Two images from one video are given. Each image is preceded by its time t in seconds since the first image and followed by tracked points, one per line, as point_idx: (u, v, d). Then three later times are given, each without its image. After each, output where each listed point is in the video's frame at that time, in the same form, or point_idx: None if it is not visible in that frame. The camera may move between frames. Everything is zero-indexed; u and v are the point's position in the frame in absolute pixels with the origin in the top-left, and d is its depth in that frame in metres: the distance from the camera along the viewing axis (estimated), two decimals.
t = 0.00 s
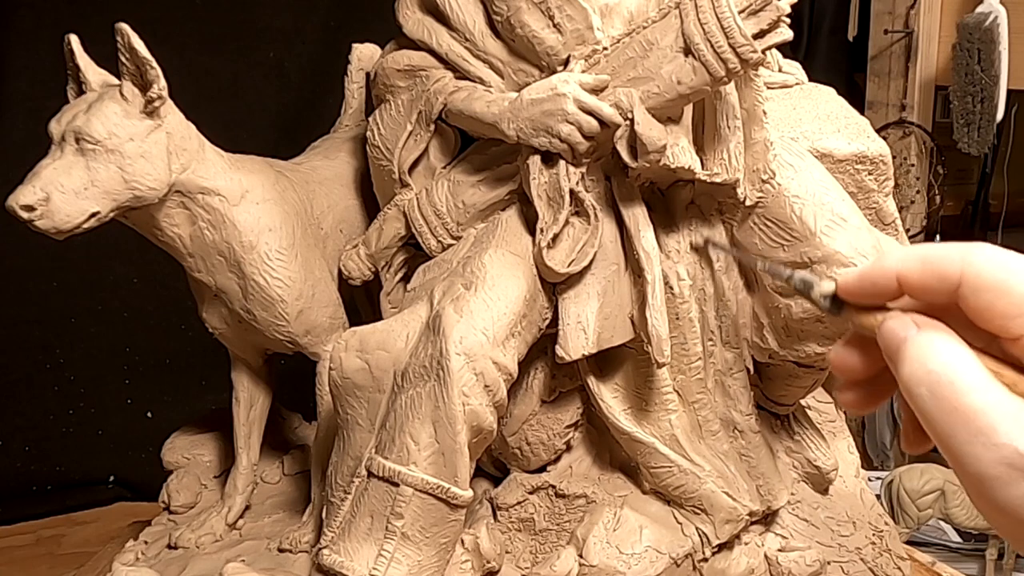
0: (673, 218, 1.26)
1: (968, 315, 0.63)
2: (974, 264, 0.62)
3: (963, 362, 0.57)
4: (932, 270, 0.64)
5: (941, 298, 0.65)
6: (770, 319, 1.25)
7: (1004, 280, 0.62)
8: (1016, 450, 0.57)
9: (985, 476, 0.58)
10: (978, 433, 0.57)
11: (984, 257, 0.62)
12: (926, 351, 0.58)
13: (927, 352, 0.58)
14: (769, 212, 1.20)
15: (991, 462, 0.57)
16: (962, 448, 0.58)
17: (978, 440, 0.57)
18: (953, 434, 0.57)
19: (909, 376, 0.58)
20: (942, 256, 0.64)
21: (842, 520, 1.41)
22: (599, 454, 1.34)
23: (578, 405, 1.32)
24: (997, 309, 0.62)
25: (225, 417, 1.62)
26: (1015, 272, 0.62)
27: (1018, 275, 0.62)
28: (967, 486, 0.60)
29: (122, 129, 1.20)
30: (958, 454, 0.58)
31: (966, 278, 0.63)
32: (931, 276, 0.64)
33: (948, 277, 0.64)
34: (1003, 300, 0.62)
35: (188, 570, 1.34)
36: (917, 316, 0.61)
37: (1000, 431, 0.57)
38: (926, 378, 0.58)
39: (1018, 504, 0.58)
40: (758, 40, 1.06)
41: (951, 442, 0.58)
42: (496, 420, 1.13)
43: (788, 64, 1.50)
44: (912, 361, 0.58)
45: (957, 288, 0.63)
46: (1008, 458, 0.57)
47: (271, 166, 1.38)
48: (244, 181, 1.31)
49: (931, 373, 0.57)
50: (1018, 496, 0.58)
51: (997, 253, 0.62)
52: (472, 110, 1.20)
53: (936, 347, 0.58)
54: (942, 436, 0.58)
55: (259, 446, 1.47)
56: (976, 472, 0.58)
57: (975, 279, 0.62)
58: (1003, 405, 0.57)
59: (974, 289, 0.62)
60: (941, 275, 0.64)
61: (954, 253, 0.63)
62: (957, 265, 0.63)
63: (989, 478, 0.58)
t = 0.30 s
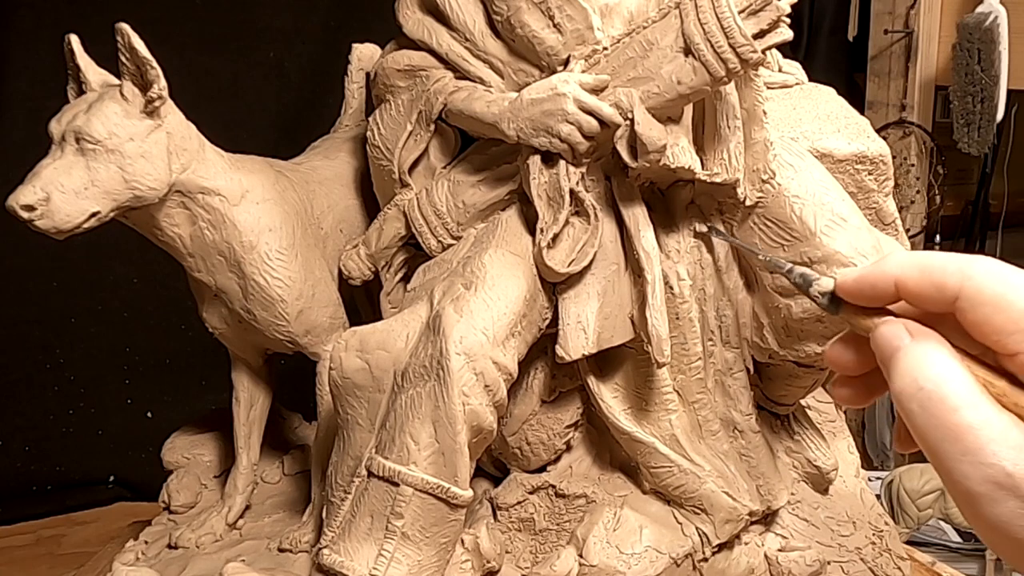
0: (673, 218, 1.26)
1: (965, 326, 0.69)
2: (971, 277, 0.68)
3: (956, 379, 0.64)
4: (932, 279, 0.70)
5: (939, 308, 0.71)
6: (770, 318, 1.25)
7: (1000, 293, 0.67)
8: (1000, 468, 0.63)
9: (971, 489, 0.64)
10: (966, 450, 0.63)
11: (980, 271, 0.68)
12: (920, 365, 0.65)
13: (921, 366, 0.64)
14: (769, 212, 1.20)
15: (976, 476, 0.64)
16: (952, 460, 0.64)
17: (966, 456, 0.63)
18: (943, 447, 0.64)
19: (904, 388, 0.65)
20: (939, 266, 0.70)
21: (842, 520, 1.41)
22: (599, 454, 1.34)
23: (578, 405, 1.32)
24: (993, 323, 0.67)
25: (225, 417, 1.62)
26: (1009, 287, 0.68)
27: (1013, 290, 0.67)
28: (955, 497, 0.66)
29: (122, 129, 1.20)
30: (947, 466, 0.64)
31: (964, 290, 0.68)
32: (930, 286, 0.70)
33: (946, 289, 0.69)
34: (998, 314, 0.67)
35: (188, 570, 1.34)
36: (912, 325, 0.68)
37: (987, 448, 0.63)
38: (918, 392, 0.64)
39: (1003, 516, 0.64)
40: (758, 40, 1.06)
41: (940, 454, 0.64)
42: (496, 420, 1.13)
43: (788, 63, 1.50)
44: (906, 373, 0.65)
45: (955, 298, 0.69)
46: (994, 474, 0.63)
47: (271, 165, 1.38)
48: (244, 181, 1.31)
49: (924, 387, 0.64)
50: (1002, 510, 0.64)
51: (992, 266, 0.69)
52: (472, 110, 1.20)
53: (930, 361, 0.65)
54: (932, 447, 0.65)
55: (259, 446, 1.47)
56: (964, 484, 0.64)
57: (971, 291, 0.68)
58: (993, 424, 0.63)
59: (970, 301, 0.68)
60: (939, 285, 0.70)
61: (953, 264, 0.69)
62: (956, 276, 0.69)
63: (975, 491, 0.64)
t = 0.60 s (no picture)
0: (673, 218, 1.25)
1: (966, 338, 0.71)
2: (972, 288, 0.70)
3: (954, 391, 0.64)
4: (931, 293, 0.71)
5: (937, 320, 0.72)
6: (770, 318, 1.25)
7: (1000, 304, 0.69)
8: (999, 478, 0.63)
9: (972, 498, 0.64)
10: (966, 461, 0.63)
11: (979, 282, 0.70)
12: (918, 377, 0.65)
13: (918, 379, 0.64)
14: (769, 212, 1.20)
15: (975, 486, 0.64)
16: (951, 472, 0.64)
17: (965, 467, 0.63)
18: (943, 458, 0.64)
19: (901, 401, 0.65)
20: (940, 279, 0.71)
21: (842, 520, 1.41)
22: (599, 454, 1.34)
23: (578, 405, 1.32)
24: (994, 334, 0.69)
25: (225, 417, 1.62)
26: (1008, 296, 0.70)
27: (1012, 300, 0.69)
28: (956, 507, 0.66)
29: (122, 129, 1.20)
30: (947, 477, 0.64)
31: (966, 301, 0.70)
32: (930, 298, 0.71)
33: (946, 301, 0.71)
34: (1000, 324, 0.69)
35: (188, 570, 1.34)
36: (912, 339, 0.69)
37: (986, 458, 0.63)
38: (915, 404, 0.64)
39: (1003, 525, 0.64)
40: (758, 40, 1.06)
41: (940, 465, 0.64)
42: (495, 420, 1.13)
43: (788, 63, 1.50)
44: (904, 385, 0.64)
45: (956, 310, 0.70)
46: (994, 483, 0.63)
47: (271, 165, 1.38)
48: (244, 181, 1.31)
49: (922, 400, 0.64)
50: (1002, 519, 0.64)
51: (988, 276, 0.70)
52: (472, 110, 1.20)
53: (927, 373, 0.64)
54: (932, 459, 0.64)
55: (258, 446, 1.47)
56: (964, 495, 0.64)
57: (973, 302, 0.70)
58: (991, 433, 0.63)
59: (972, 312, 0.70)
60: (940, 297, 0.71)
61: (952, 277, 0.71)
62: (956, 289, 0.70)
63: (975, 501, 0.64)
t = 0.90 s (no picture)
0: (673, 218, 1.25)
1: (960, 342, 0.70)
2: (963, 291, 0.69)
3: (944, 394, 0.65)
4: (922, 298, 0.71)
5: (932, 326, 0.72)
6: (770, 318, 1.25)
7: (992, 307, 0.68)
8: (990, 478, 0.63)
9: (965, 501, 0.64)
10: (956, 461, 0.63)
11: (970, 285, 0.69)
12: (907, 381, 0.66)
13: (907, 382, 0.66)
14: (769, 212, 1.20)
15: (967, 487, 0.64)
16: (943, 473, 0.64)
17: (956, 467, 0.63)
18: (935, 460, 0.64)
19: (893, 405, 0.66)
20: (929, 284, 0.71)
21: (842, 520, 1.41)
22: (599, 454, 1.34)
23: (578, 405, 1.32)
24: (985, 337, 0.68)
25: (226, 417, 1.62)
26: (1002, 300, 0.69)
27: (1004, 303, 0.68)
28: (953, 512, 0.66)
29: (122, 129, 1.20)
30: (940, 479, 0.65)
31: (957, 304, 0.69)
32: (921, 304, 0.72)
33: (938, 306, 0.71)
34: (990, 328, 0.68)
35: (188, 570, 1.33)
36: (904, 345, 0.70)
37: (976, 458, 0.63)
38: (905, 407, 0.65)
39: (1000, 528, 0.64)
40: (758, 40, 1.06)
41: (932, 467, 0.65)
42: (496, 420, 1.13)
43: (788, 63, 1.50)
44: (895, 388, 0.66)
45: (947, 315, 0.70)
46: (986, 485, 0.63)
47: (271, 165, 1.38)
48: (244, 181, 1.31)
49: (912, 402, 0.65)
50: (995, 520, 0.64)
51: (981, 280, 0.70)
52: (473, 110, 1.20)
53: (917, 377, 0.66)
54: (925, 461, 0.65)
55: (258, 446, 1.47)
56: (957, 497, 0.64)
57: (962, 306, 0.69)
58: (981, 434, 0.63)
59: (961, 316, 0.69)
60: (931, 302, 0.71)
61: (943, 280, 0.70)
62: (946, 292, 0.70)
63: (967, 504, 0.64)
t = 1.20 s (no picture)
0: (673, 218, 1.26)
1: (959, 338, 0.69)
2: (964, 286, 0.69)
3: (945, 390, 0.65)
4: (923, 292, 0.70)
5: (930, 320, 0.71)
6: (770, 319, 1.25)
7: (994, 306, 0.68)
8: (991, 476, 0.63)
9: (966, 500, 0.65)
10: (958, 459, 0.64)
11: (972, 282, 0.69)
12: (909, 376, 0.66)
13: (909, 377, 0.65)
14: (769, 212, 1.20)
15: (968, 485, 0.64)
16: (944, 470, 0.64)
17: (957, 465, 0.64)
18: (936, 457, 0.64)
19: (895, 401, 0.66)
20: (930, 279, 0.70)
21: (842, 520, 1.41)
22: (599, 454, 1.34)
23: (578, 405, 1.32)
24: (985, 334, 0.68)
25: (226, 417, 1.62)
26: (1004, 298, 0.68)
27: (1005, 300, 0.68)
28: (950, 507, 0.67)
29: (122, 129, 1.20)
30: (940, 476, 0.65)
31: (957, 300, 0.68)
32: (921, 298, 0.71)
33: (938, 301, 0.70)
34: (990, 326, 0.68)
35: (188, 570, 1.34)
36: (903, 337, 0.69)
37: (978, 456, 0.63)
38: (906, 402, 0.65)
39: (1000, 526, 0.64)
40: (758, 40, 1.06)
41: (932, 463, 0.65)
42: (495, 420, 1.13)
43: (788, 63, 1.50)
44: (896, 383, 0.66)
45: (947, 310, 0.69)
46: (987, 484, 0.64)
47: (271, 165, 1.38)
48: (244, 181, 1.31)
49: (914, 398, 0.65)
50: (995, 518, 0.64)
51: (983, 277, 0.69)
52: (472, 110, 1.20)
53: (919, 373, 0.66)
54: (925, 457, 0.65)
55: (259, 446, 1.47)
56: (956, 494, 0.65)
57: (963, 302, 0.68)
58: (983, 432, 0.64)
59: (962, 313, 0.68)
60: (931, 296, 0.70)
61: (943, 276, 0.69)
62: (947, 289, 0.69)
63: (968, 503, 0.65)
